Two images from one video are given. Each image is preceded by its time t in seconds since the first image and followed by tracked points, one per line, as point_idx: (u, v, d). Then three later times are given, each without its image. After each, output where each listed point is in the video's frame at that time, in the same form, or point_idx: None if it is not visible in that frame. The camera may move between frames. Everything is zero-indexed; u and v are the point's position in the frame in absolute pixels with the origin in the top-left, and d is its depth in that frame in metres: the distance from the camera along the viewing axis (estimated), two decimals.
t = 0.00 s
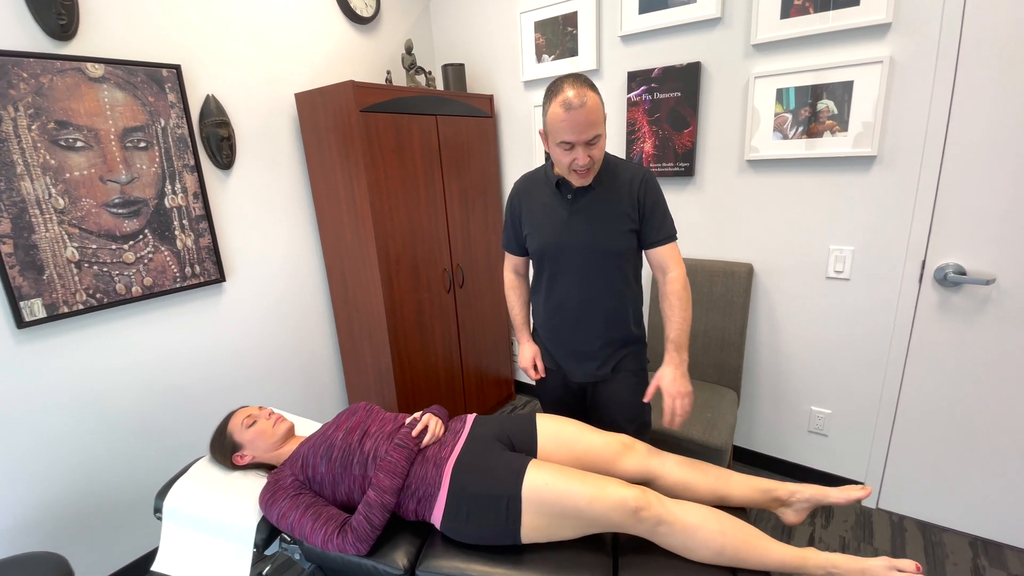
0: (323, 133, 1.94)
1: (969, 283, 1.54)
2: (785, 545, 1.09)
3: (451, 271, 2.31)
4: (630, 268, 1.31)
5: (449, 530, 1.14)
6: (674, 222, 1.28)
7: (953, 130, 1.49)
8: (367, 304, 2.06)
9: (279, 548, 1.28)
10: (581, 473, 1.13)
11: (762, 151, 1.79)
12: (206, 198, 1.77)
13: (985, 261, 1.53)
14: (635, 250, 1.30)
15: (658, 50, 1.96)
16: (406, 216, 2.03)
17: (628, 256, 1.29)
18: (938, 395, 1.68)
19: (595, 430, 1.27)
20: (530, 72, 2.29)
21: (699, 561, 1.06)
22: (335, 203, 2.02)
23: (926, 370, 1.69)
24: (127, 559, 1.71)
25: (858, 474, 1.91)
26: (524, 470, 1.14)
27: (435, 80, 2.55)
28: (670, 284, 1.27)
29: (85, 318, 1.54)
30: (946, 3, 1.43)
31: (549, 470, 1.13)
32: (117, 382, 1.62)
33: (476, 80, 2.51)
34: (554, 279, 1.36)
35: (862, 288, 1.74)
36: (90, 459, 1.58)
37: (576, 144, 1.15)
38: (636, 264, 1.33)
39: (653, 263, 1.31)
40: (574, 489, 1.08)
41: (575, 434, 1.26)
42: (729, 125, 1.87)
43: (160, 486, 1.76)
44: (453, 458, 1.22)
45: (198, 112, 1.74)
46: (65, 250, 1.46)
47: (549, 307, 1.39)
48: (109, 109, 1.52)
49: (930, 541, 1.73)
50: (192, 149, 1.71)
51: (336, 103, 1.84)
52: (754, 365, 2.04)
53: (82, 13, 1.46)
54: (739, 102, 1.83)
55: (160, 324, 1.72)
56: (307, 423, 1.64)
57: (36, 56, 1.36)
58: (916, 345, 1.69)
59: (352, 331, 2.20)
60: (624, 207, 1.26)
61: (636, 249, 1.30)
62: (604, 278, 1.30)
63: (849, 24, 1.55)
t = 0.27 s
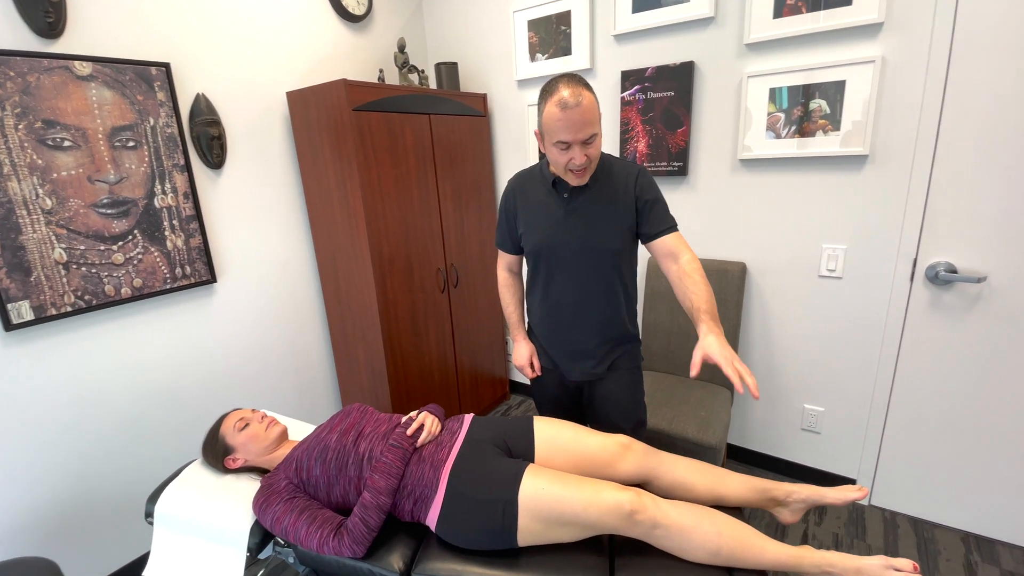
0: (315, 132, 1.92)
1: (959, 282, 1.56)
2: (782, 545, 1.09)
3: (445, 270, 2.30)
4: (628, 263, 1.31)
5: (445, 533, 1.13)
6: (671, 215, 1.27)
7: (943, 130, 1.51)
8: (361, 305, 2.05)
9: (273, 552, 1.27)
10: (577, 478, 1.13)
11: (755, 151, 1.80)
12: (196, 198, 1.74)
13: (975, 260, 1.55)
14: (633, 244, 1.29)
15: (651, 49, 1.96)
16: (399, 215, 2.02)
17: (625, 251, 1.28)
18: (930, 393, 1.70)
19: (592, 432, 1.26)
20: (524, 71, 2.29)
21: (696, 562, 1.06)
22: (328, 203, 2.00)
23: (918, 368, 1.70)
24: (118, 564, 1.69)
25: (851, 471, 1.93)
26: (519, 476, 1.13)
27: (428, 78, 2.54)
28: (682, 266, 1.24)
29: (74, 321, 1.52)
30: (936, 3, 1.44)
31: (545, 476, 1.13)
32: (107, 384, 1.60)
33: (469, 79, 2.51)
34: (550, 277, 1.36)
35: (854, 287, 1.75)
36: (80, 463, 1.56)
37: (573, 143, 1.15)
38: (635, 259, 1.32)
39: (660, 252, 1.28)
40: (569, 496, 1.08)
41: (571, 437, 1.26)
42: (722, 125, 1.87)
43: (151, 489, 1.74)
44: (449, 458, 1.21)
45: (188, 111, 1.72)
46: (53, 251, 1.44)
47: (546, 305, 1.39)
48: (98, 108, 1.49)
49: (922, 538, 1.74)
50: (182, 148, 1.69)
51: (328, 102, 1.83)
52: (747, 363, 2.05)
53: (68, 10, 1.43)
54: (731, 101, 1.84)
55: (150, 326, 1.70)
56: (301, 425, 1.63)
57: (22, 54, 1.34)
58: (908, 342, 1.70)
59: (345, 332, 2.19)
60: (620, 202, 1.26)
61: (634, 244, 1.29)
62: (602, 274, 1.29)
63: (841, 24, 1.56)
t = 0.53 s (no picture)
0: (306, 131, 1.91)
1: (947, 279, 1.58)
2: (774, 542, 1.10)
3: (438, 269, 2.29)
4: (625, 268, 1.32)
5: (440, 532, 1.13)
6: (666, 220, 1.29)
7: (930, 130, 1.53)
8: (353, 304, 2.04)
9: (266, 554, 1.26)
10: (570, 477, 1.13)
11: (746, 150, 1.81)
12: (186, 197, 1.73)
13: (962, 258, 1.57)
14: (629, 249, 1.31)
15: (642, 48, 1.97)
16: (392, 215, 2.02)
17: (622, 257, 1.30)
18: (918, 389, 1.72)
19: (586, 431, 1.26)
20: (516, 70, 2.28)
21: (689, 559, 1.07)
22: (319, 202, 1.99)
23: (906, 365, 1.72)
24: (108, 568, 1.67)
25: (841, 466, 1.95)
26: (513, 475, 1.13)
27: (421, 77, 2.53)
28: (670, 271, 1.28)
29: (63, 322, 1.50)
30: (924, 4, 1.46)
31: (539, 475, 1.13)
32: (96, 386, 1.58)
33: (461, 77, 2.50)
34: (547, 280, 1.36)
35: (844, 284, 1.77)
36: (69, 466, 1.54)
37: (570, 156, 1.15)
38: (631, 263, 1.34)
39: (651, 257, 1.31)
40: (562, 495, 1.08)
41: (565, 436, 1.26)
42: (713, 124, 1.88)
43: (141, 491, 1.72)
44: (443, 457, 1.21)
45: (177, 110, 1.71)
46: (40, 251, 1.42)
47: (543, 308, 1.39)
48: (85, 106, 1.48)
49: (911, 532, 1.77)
50: (171, 147, 1.68)
51: (320, 100, 1.82)
52: (739, 361, 2.06)
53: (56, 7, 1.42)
54: (722, 100, 1.85)
55: (140, 327, 1.68)
56: (293, 426, 1.62)
57: (9, 52, 1.32)
58: (896, 339, 1.72)
59: (338, 332, 2.18)
60: (616, 209, 1.27)
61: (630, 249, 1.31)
62: (600, 280, 1.30)
63: (830, 24, 1.57)
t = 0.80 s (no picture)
0: (298, 129, 1.90)
1: (933, 276, 1.60)
2: (764, 535, 1.11)
3: (431, 268, 2.30)
4: (633, 289, 1.35)
5: (433, 529, 1.13)
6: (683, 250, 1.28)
7: (916, 129, 1.55)
8: (346, 303, 2.04)
9: (259, 553, 1.26)
10: (563, 473, 1.14)
11: (736, 148, 1.83)
12: (177, 196, 1.72)
13: (947, 255, 1.60)
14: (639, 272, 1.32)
15: (633, 48, 1.98)
16: (384, 214, 2.01)
17: (631, 279, 1.32)
18: (905, 384, 1.75)
19: (578, 428, 1.28)
20: (508, 69, 2.29)
21: (680, 553, 1.08)
22: (311, 201, 1.99)
23: (894, 360, 1.75)
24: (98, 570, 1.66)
25: (831, 462, 1.98)
26: (506, 472, 1.14)
27: (413, 76, 2.53)
28: (681, 309, 1.30)
29: (52, 322, 1.49)
30: (909, 5, 1.48)
31: (532, 472, 1.13)
32: (86, 387, 1.57)
33: (454, 76, 2.50)
34: (557, 287, 1.40)
35: (832, 281, 1.79)
36: (58, 468, 1.53)
37: (597, 184, 1.12)
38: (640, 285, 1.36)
39: (663, 291, 1.32)
40: (555, 491, 1.08)
41: (557, 434, 1.27)
42: (703, 123, 1.90)
43: (132, 492, 1.71)
44: (435, 455, 1.22)
45: (167, 108, 1.70)
46: (29, 251, 1.41)
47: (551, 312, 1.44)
48: (74, 105, 1.47)
49: (899, 526, 1.80)
50: (161, 146, 1.67)
51: (311, 99, 1.81)
52: (730, 358, 2.08)
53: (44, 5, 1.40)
54: (713, 100, 1.86)
55: (131, 327, 1.67)
56: (286, 425, 1.61)
57: None
58: (884, 336, 1.75)
59: (330, 331, 2.17)
60: (631, 233, 1.26)
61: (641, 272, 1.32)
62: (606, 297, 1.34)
63: (818, 24, 1.59)
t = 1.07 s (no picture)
0: (291, 128, 1.91)
1: (919, 272, 1.63)
2: (754, 526, 1.12)
3: (425, 267, 2.30)
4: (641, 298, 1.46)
5: (427, 524, 1.14)
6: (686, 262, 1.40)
7: (902, 127, 1.57)
8: (340, 302, 2.04)
9: (254, 550, 1.26)
10: (557, 467, 1.15)
11: (726, 147, 1.85)
12: (169, 195, 1.72)
13: (933, 251, 1.62)
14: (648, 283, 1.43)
15: (625, 47, 1.99)
16: (378, 213, 2.02)
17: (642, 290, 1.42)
18: (893, 379, 1.78)
19: (571, 423, 1.30)
20: (501, 68, 2.30)
21: (671, 544, 1.10)
22: (305, 200, 1.99)
23: (881, 356, 1.78)
24: (90, 570, 1.65)
25: (820, 456, 2.01)
26: (500, 466, 1.15)
27: (406, 75, 2.53)
28: (677, 321, 1.43)
29: (45, 321, 1.49)
30: (895, 6, 1.51)
31: (526, 466, 1.15)
32: (79, 386, 1.57)
33: (447, 76, 2.51)
34: (578, 305, 1.43)
35: (821, 278, 1.82)
36: (50, 468, 1.52)
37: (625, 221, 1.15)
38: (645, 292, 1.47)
39: (662, 303, 1.45)
40: (549, 484, 1.10)
41: (551, 429, 1.29)
42: (694, 122, 1.92)
43: (126, 491, 1.71)
44: (430, 451, 1.22)
45: (160, 107, 1.69)
46: (21, 250, 1.41)
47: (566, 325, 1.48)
48: (66, 103, 1.46)
49: (887, 518, 1.83)
50: (154, 144, 1.66)
51: (305, 98, 1.82)
52: (721, 354, 2.11)
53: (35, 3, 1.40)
54: (703, 99, 1.88)
55: (123, 326, 1.66)
56: (280, 423, 1.61)
57: None
58: (872, 331, 1.78)
59: (324, 330, 2.18)
60: (647, 252, 1.35)
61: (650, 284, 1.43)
62: (620, 309, 1.43)
63: (806, 25, 1.62)
